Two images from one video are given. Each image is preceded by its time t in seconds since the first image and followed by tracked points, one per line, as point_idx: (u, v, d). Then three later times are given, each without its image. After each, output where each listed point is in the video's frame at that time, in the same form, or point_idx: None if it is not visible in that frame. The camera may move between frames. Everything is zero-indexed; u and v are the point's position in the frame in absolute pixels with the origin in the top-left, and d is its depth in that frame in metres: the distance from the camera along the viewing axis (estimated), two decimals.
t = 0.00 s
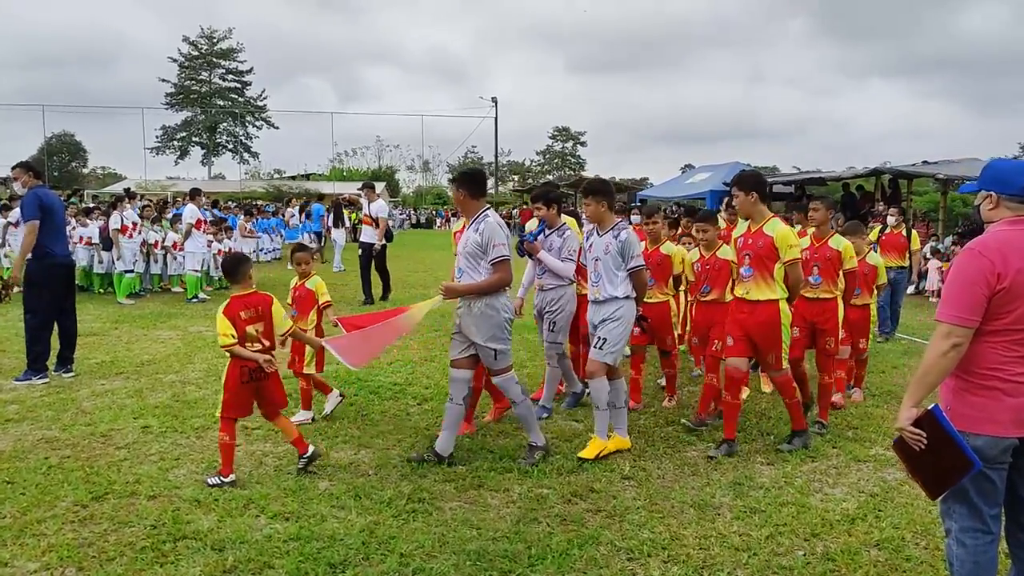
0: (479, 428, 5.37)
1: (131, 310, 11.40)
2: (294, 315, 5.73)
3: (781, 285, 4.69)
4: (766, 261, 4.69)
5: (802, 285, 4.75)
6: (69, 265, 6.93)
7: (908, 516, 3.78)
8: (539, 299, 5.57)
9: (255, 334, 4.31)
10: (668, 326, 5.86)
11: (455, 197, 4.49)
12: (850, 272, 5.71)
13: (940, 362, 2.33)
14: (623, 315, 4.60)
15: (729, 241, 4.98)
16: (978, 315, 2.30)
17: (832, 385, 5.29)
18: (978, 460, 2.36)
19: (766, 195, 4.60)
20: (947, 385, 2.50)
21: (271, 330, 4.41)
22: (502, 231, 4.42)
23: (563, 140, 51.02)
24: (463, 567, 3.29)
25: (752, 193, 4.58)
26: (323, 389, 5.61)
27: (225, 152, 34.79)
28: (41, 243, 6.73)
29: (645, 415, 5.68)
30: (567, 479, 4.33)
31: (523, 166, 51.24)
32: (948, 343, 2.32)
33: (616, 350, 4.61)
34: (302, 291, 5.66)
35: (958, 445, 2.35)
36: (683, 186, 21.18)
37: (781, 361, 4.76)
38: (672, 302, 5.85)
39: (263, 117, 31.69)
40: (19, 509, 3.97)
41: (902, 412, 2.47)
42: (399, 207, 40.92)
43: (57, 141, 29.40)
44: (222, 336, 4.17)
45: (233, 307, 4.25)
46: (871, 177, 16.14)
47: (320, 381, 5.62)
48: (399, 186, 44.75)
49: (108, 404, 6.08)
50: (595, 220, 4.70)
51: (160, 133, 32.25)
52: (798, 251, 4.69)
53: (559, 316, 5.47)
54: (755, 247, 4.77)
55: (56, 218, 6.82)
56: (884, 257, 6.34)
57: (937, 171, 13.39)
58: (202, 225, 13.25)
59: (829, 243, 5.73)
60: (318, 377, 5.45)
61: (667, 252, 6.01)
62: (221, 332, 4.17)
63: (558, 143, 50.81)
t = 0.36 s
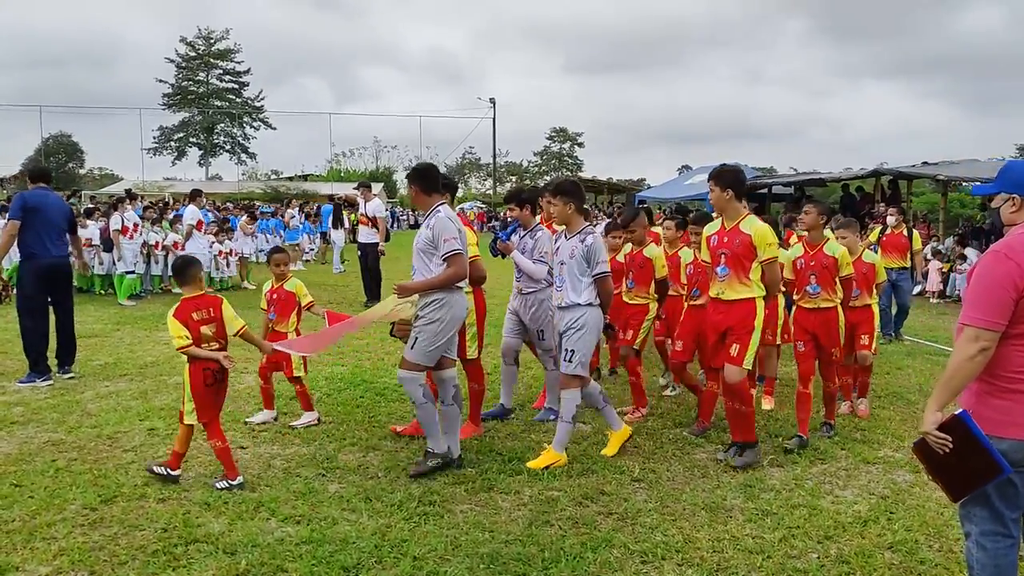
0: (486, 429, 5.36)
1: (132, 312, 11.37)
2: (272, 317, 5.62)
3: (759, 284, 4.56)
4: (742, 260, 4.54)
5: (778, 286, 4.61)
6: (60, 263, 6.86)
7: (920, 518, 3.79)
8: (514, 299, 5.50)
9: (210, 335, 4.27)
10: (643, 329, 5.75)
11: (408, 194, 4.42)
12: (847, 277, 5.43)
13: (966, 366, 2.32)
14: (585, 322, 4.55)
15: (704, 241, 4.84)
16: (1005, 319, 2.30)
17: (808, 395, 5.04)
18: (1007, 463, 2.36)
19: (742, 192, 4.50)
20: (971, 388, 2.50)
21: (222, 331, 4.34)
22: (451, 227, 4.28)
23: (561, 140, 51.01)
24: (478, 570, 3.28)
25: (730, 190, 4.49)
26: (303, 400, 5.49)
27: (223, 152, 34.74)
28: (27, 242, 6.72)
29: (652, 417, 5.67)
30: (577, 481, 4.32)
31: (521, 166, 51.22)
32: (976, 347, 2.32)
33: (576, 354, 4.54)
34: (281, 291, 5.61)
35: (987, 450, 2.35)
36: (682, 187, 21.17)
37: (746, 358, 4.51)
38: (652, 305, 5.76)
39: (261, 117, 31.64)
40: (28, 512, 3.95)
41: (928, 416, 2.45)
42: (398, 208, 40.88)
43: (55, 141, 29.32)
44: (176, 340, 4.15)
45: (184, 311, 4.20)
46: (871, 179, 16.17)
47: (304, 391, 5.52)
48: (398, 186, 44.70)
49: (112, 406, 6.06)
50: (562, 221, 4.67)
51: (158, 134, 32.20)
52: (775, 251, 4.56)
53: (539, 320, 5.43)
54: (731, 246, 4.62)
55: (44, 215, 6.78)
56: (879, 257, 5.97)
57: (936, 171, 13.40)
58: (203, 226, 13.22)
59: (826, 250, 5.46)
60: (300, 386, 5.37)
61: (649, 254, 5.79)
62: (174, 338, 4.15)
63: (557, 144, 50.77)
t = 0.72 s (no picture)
0: (489, 429, 5.37)
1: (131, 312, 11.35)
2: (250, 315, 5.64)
3: (726, 292, 4.35)
4: (711, 266, 4.33)
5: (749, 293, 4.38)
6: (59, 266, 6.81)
7: (924, 517, 3.79)
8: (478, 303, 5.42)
9: (153, 330, 4.32)
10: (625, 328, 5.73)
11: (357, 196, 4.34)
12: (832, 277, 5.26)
13: (984, 367, 2.32)
14: (544, 323, 4.49)
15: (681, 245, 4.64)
16: (1021, 318, 2.31)
17: (814, 399, 4.81)
18: None
19: (719, 195, 4.27)
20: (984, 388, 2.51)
21: (167, 326, 4.40)
22: (398, 232, 4.18)
23: (559, 140, 50.98)
24: (483, 570, 3.29)
25: (704, 191, 4.27)
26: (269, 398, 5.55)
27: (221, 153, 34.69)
28: (28, 244, 6.75)
29: (654, 417, 5.68)
30: (581, 481, 4.33)
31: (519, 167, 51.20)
32: (992, 347, 2.32)
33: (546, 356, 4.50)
34: (257, 288, 5.60)
35: (1010, 455, 2.35)
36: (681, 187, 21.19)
37: (707, 370, 4.33)
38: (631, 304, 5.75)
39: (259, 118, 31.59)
40: (32, 513, 3.94)
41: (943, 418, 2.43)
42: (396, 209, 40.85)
43: (53, 141, 29.28)
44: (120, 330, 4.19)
45: (130, 304, 4.27)
46: (869, 179, 16.18)
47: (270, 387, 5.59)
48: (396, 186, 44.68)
49: (113, 406, 6.05)
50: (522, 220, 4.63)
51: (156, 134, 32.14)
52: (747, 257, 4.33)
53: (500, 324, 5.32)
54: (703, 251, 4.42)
55: (45, 219, 6.77)
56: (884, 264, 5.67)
57: (935, 172, 13.42)
58: (202, 226, 13.20)
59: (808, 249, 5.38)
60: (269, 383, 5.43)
61: (631, 254, 5.89)
62: (119, 327, 4.19)
63: (555, 144, 50.77)
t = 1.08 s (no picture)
0: (487, 430, 5.37)
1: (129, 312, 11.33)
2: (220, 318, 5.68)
3: (691, 292, 4.18)
4: (672, 266, 4.19)
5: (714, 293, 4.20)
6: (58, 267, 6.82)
7: (922, 517, 3.80)
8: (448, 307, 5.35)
9: (87, 337, 4.21)
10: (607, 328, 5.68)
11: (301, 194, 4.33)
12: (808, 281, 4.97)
13: (979, 366, 2.33)
14: (491, 324, 4.43)
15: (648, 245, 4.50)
16: (1016, 317, 2.32)
17: (777, 411, 4.63)
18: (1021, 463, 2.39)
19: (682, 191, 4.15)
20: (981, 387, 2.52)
21: (103, 332, 4.29)
22: (332, 228, 4.12)
23: (557, 140, 50.97)
24: (481, 570, 3.29)
25: (669, 187, 4.17)
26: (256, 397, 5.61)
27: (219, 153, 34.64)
28: (27, 245, 6.75)
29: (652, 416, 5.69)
30: (580, 481, 4.33)
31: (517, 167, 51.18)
32: (987, 346, 2.33)
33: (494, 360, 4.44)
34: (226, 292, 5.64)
35: (1002, 451, 2.37)
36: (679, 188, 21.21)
37: (687, 375, 4.21)
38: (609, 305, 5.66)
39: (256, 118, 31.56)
40: (30, 513, 3.94)
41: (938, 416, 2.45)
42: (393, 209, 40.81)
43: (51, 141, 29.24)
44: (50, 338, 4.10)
45: (60, 312, 4.18)
46: (867, 179, 16.21)
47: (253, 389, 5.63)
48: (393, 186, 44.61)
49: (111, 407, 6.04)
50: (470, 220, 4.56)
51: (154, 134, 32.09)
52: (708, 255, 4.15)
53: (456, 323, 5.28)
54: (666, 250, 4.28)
55: (45, 222, 6.75)
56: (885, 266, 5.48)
57: (933, 171, 13.44)
58: (200, 226, 13.18)
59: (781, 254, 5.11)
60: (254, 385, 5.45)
61: (603, 250, 5.79)
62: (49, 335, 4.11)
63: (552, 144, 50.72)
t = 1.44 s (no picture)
0: (483, 428, 5.36)
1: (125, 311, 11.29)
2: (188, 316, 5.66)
3: (640, 288, 4.12)
4: (621, 261, 4.15)
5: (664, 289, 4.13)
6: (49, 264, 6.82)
7: (918, 514, 3.80)
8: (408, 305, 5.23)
9: (17, 332, 4.09)
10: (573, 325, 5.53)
11: (233, 191, 4.33)
12: (774, 281, 4.71)
13: (965, 362, 2.34)
14: (439, 322, 4.34)
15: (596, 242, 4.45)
16: (1003, 314, 2.32)
17: (725, 406, 4.63)
18: (1005, 458, 2.39)
19: (626, 187, 4.13)
20: (969, 383, 2.52)
21: (33, 326, 4.15)
22: (261, 226, 4.07)
23: (554, 139, 50.95)
24: (476, 568, 3.28)
25: (611, 182, 4.14)
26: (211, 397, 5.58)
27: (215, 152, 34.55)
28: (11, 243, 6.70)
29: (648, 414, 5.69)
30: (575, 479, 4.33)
31: (514, 166, 51.17)
32: (973, 342, 2.34)
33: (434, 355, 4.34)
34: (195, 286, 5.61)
35: (987, 446, 2.37)
36: (676, 186, 21.20)
37: (642, 376, 4.13)
38: (582, 302, 5.51)
39: (253, 117, 31.47)
40: (24, 513, 3.92)
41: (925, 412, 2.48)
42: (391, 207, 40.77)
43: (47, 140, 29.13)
44: None
45: None
46: (864, 177, 16.22)
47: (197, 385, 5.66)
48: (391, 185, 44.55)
49: (105, 406, 6.02)
50: (417, 217, 4.54)
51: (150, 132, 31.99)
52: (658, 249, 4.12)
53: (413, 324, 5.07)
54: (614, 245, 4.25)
55: (32, 221, 6.74)
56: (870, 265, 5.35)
57: (929, 169, 13.44)
58: (196, 225, 13.13)
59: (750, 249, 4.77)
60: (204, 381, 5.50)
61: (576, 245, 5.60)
62: None
63: (549, 142, 50.69)
